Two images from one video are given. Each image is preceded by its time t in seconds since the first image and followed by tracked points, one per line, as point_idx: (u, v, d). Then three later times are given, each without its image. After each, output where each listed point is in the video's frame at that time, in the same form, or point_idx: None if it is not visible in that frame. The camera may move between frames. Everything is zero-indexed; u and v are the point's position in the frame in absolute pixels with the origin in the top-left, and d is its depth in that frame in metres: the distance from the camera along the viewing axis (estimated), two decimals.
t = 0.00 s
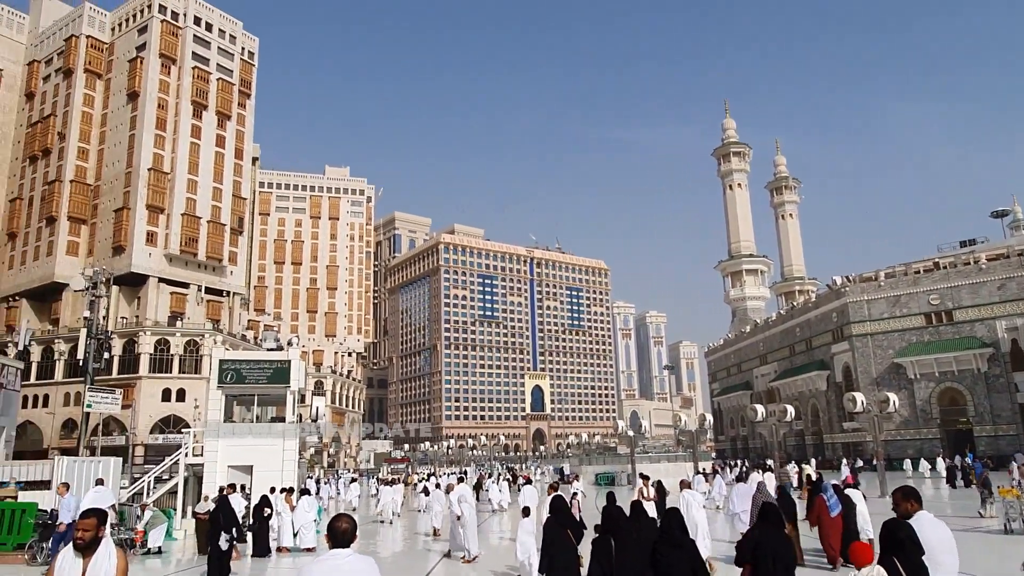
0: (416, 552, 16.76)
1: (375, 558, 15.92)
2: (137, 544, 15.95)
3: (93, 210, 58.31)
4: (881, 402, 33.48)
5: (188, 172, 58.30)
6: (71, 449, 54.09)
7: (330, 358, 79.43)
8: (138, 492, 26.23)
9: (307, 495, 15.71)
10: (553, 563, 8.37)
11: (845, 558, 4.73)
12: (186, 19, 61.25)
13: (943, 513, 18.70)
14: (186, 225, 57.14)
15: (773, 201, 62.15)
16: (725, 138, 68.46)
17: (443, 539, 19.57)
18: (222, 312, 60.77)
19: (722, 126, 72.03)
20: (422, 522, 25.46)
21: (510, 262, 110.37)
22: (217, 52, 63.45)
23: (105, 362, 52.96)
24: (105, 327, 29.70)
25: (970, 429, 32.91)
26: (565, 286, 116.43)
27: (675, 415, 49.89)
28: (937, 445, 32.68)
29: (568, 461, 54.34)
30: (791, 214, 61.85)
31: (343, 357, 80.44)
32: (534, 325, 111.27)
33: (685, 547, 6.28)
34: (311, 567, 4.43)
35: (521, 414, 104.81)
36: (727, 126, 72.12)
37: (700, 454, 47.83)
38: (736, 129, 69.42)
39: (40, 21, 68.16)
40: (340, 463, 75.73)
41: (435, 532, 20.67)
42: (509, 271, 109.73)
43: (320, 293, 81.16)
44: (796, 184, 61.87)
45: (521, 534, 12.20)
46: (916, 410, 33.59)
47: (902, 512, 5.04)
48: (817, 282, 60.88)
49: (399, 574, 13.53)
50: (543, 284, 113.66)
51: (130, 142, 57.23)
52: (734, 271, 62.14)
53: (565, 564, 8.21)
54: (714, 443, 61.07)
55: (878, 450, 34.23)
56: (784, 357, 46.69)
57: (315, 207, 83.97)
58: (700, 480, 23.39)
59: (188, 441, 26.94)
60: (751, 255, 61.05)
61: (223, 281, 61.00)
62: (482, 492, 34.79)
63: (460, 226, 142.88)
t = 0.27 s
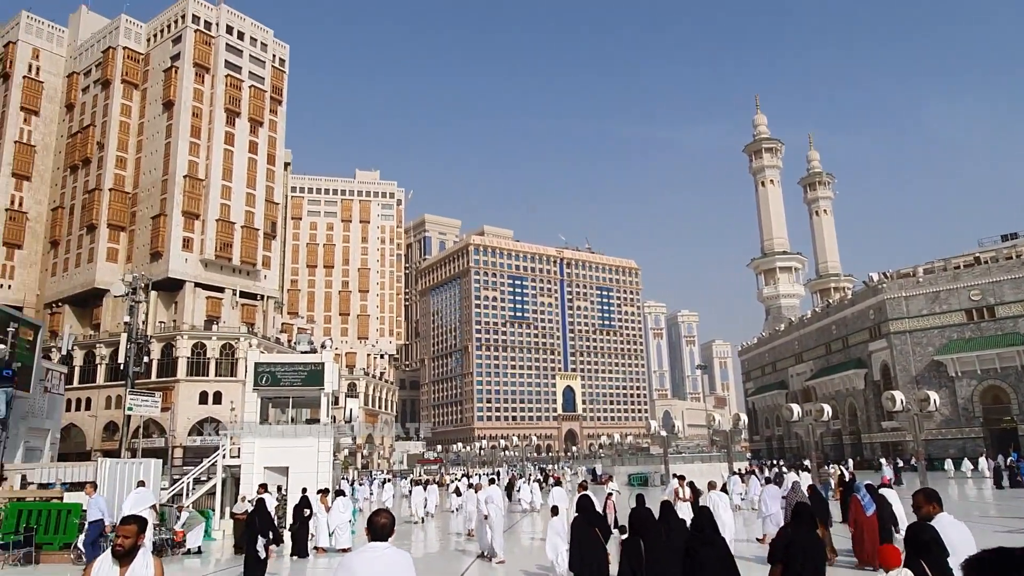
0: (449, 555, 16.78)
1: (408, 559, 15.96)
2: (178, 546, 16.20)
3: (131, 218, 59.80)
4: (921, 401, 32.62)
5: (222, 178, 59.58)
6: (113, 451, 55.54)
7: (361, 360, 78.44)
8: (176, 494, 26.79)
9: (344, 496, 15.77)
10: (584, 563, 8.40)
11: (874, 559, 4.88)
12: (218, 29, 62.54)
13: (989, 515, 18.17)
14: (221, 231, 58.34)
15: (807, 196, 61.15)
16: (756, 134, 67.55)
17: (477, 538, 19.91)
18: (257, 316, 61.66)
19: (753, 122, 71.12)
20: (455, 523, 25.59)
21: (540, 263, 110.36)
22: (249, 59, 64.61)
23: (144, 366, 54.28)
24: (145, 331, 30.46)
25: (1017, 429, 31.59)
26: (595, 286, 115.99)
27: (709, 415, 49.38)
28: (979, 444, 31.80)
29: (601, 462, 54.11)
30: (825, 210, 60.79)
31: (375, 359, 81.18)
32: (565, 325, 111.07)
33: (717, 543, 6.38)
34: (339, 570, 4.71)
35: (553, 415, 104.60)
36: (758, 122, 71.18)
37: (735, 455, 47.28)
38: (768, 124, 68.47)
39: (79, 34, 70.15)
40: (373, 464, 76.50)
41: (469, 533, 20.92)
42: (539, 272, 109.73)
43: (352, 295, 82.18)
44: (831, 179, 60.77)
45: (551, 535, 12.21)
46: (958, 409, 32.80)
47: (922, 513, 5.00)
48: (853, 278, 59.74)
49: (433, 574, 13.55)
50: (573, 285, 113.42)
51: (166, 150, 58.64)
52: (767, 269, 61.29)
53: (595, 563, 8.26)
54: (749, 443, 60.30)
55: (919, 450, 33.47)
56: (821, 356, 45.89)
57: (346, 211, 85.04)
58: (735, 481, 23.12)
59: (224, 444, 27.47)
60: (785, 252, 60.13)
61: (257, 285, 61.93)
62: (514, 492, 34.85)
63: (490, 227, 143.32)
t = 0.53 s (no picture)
0: (491, 555, 16.91)
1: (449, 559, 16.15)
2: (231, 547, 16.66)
3: (179, 225, 61.78)
4: (975, 399, 31.62)
5: (265, 185, 61.00)
6: (163, 453, 57.90)
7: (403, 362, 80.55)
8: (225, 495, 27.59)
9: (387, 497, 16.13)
10: (622, 561, 8.33)
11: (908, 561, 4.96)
12: (260, 38, 63.97)
13: None
14: (264, 237, 59.73)
15: (852, 191, 59.75)
16: (798, 128, 66.29)
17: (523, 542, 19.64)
18: (300, 320, 62.84)
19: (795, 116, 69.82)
20: (498, 523, 25.73)
21: (579, 263, 109.99)
22: (289, 68, 65.96)
23: (193, 369, 55.92)
24: (193, 336, 31.35)
25: None
26: (636, 285, 115.15)
27: (753, 415, 48.63)
28: None
29: (644, 463, 53.71)
30: (871, 204, 59.31)
31: (417, 361, 81.92)
32: (605, 325, 110.52)
33: (757, 547, 6.35)
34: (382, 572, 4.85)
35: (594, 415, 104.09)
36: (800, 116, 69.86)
37: (781, 455, 46.46)
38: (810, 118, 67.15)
39: (127, 48, 72.52)
40: (417, 465, 77.13)
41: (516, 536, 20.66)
42: (578, 272, 109.41)
43: (394, 298, 83.30)
44: (877, 172, 59.27)
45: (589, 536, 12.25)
46: (1015, 408, 31.64)
47: (954, 513, 4.93)
48: (902, 274, 58.16)
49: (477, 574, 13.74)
50: (613, 284, 112.78)
51: (211, 159, 60.26)
52: (812, 266, 60.08)
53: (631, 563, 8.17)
54: (795, 443, 59.17)
55: (973, 450, 32.42)
56: (869, 353, 44.82)
57: (386, 215, 86.12)
58: (783, 482, 22.76)
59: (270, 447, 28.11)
60: (830, 248, 58.83)
61: (300, 289, 63.02)
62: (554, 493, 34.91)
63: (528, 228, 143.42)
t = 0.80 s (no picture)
0: (528, 557, 16.90)
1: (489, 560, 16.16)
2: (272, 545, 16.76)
3: (222, 230, 63.42)
4: None
5: (304, 189, 62.06)
6: (209, 453, 58.51)
7: (442, 363, 80.30)
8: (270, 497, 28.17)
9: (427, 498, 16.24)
10: (660, 564, 8.15)
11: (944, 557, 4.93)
12: (298, 45, 65.14)
13: None
14: (304, 241, 60.75)
15: (896, 185, 58.21)
16: (839, 122, 64.92)
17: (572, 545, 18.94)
18: (340, 322, 63.82)
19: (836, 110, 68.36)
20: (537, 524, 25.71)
21: (616, 263, 109.36)
22: (327, 74, 66.99)
23: (237, 371, 57.18)
24: (236, 338, 32.06)
25: None
26: (673, 284, 113.95)
27: (795, 415, 47.61)
28: None
29: (684, 465, 52.99)
30: (917, 199, 57.64)
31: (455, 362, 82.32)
32: (643, 325, 109.61)
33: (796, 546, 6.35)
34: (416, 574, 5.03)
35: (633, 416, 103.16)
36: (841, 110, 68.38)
37: (825, 456, 45.42)
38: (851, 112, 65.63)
39: (171, 59, 74.51)
40: (456, 465, 77.49)
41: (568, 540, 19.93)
42: (615, 272, 108.77)
43: (431, 300, 84.03)
44: (923, 166, 57.63)
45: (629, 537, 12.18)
46: None
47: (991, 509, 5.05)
48: (950, 270, 56.41)
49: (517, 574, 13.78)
50: (650, 284, 111.82)
51: (252, 165, 61.59)
52: (855, 263, 58.69)
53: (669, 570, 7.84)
54: (840, 445, 57.77)
55: None
56: (916, 352, 43.59)
57: (423, 217, 86.79)
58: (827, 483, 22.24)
59: (313, 448, 28.67)
60: (874, 244, 57.35)
61: (339, 291, 64.01)
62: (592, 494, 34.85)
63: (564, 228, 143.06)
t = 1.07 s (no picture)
0: (571, 557, 16.98)
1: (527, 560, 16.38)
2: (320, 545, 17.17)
3: (267, 235, 65.01)
4: None
5: (347, 194, 63.17)
6: (258, 454, 60.18)
7: (485, 365, 80.39)
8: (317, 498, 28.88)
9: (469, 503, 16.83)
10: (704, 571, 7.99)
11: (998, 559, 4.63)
12: (339, 53, 66.32)
13: None
14: (347, 245, 61.80)
15: (948, 178, 56.44)
16: (887, 115, 63.20)
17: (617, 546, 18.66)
18: (383, 324, 64.85)
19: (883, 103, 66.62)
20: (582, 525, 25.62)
21: (657, 262, 108.36)
22: (367, 80, 68.09)
23: (284, 374, 58.48)
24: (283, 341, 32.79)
25: None
26: (717, 283, 112.38)
27: (845, 416, 46.46)
28: None
29: (730, 466, 52.18)
30: (971, 191, 55.73)
31: (497, 364, 82.62)
32: (685, 325, 108.40)
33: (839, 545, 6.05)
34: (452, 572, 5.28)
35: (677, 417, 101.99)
36: (889, 102, 66.63)
37: (877, 458, 44.20)
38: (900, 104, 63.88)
39: (217, 70, 76.62)
40: (499, 466, 77.73)
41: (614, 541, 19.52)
42: (656, 271, 107.82)
43: (473, 301, 84.67)
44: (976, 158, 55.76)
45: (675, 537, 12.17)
46: None
47: None
48: (1008, 265, 54.39)
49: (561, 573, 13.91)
50: (693, 283, 110.56)
51: (296, 172, 62.94)
52: (906, 259, 57.06)
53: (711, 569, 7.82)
54: (893, 446, 56.14)
55: None
56: (972, 350, 42.21)
57: (463, 220, 87.47)
58: (880, 485, 21.54)
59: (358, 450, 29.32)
60: (926, 239, 55.66)
61: (382, 294, 64.93)
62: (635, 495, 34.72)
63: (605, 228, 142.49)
